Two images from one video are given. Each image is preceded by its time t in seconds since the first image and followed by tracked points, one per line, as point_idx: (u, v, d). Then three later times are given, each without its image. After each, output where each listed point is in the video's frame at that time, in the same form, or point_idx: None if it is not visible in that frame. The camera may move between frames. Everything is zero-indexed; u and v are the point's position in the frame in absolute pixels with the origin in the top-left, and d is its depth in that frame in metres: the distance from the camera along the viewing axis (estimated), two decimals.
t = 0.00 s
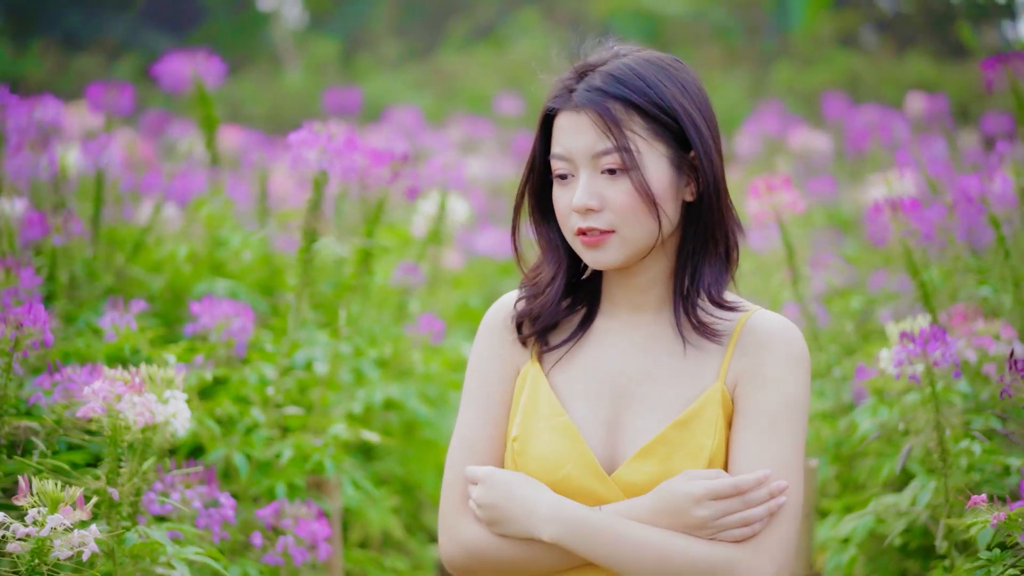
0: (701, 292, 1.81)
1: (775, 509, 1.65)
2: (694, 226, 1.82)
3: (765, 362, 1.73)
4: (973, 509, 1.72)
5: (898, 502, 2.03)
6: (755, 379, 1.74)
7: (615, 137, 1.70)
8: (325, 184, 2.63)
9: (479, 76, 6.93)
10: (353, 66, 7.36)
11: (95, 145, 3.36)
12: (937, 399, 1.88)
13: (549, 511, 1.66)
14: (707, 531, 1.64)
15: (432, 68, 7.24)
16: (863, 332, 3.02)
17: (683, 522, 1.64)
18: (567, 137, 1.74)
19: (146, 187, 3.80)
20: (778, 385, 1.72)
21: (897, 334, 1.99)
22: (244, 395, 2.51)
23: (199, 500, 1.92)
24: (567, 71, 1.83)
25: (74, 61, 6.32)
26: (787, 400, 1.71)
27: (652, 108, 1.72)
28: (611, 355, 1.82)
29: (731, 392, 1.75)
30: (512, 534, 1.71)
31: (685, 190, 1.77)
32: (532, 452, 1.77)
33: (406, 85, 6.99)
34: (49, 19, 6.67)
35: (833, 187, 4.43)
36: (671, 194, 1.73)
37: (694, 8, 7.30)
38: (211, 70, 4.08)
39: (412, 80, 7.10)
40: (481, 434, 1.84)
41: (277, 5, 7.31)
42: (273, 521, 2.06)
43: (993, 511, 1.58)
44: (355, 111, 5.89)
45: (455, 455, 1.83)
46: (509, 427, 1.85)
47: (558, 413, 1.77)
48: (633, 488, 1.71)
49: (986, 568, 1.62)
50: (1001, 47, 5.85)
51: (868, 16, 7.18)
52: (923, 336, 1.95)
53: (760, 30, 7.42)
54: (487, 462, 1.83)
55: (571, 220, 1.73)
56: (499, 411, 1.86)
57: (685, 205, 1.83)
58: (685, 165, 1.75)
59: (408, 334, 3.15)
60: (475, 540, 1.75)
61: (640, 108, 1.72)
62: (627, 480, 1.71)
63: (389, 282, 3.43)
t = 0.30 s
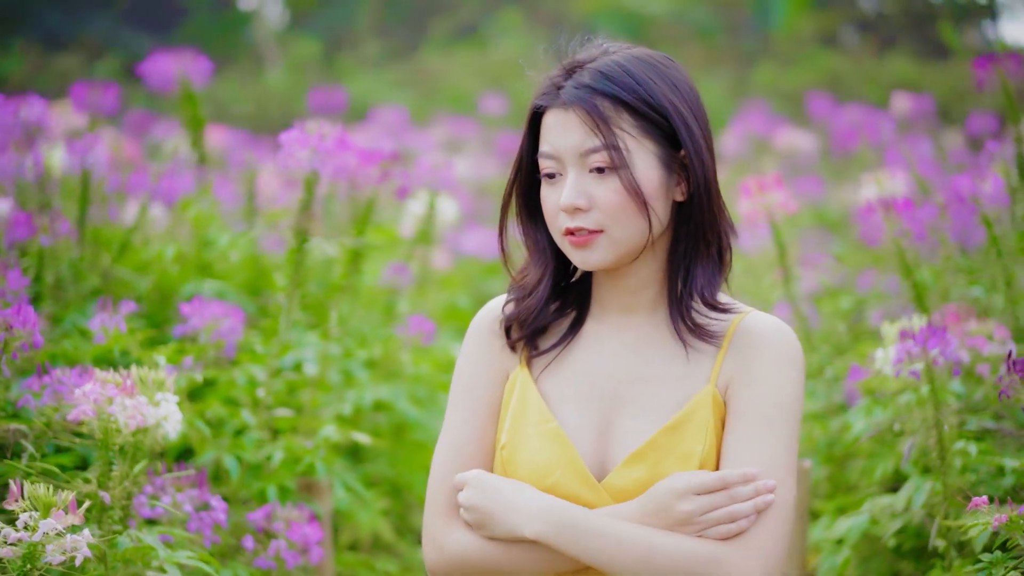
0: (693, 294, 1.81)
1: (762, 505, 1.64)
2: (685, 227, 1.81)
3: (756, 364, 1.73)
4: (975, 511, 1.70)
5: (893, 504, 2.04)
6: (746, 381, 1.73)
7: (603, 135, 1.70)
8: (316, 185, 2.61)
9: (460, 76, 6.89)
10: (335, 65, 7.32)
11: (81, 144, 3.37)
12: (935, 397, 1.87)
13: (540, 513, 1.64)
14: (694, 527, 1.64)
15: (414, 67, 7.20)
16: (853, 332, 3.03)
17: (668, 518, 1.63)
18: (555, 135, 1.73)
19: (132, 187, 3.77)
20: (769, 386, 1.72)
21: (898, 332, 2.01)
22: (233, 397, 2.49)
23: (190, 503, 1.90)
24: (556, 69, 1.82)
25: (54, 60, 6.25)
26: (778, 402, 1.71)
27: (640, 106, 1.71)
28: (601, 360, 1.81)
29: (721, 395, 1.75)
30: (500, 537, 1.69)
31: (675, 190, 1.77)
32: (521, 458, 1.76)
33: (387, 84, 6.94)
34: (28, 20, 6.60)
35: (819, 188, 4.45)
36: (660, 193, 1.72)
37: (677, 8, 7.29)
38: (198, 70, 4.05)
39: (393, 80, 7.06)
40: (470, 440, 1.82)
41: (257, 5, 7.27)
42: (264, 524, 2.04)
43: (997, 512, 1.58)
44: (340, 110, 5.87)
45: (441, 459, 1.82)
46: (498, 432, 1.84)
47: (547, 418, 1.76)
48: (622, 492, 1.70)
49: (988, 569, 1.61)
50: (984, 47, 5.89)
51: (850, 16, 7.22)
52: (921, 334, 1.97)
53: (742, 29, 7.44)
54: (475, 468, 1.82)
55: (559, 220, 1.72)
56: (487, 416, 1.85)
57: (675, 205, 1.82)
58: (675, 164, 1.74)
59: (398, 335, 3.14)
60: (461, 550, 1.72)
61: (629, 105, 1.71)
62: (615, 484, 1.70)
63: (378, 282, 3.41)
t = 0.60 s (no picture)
0: (683, 295, 1.78)
1: (745, 504, 1.60)
2: (675, 226, 1.79)
3: (745, 363, 1.70)
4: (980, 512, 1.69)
5: (892, 504, 2.03)
6: (736, 381, 1.70)
7: (592, 131, 1.68)
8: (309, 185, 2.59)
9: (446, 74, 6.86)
10: (320, 65, 7.28)
11: (70, 144, 3.37)
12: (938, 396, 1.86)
13: (519, 514, 1.62)
14: (672, 526, 1.60)
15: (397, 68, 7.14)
16: (847, 331, 3.03)
17: (646, 517, 1.60)
18: (543, 131, 1.72)
19: (121, 186, 3.73)
20: (758, 386, 1.68)
21: (898, 330, 2.00)
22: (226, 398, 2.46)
23: (185, 505, 1.87)
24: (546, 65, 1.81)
25: (37, 60, 6.20)
26: (767, 402, 1.67)
27: (630, 102, 1.70)
28: (591, 365, 1.79)
29: (712, 396, 1.71)
30: (485, 541, 1.67)
31: (665, 189, 1.74)
32: (509, 464, 1.74)
33: (373, 83, 6.92)
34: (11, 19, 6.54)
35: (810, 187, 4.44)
36: (650, 191, 1.70)
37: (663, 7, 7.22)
38: (187, 68, 4.03)
39: (378, 79, 7.02)
40: (460, 446, 1.81)
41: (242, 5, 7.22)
42: (259, 527, 2.01)
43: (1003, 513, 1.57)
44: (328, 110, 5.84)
45: (433, 463, 1.81)
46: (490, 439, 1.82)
47: (535, 423, 1.74)
48: (609, 495, 1.67)
49: (993, 571, 1.60)
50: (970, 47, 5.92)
51: (835, 16, 7.24)
52: (924, 333, 1.96)
53: (729, 29, 7.44)
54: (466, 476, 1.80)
55: (547, 217, 1.70)
56: (478, 422, 1.84)
57: (666, 205, 1.80)
58: (665, 162, 1.72)
59: (391, 335, 3.12)
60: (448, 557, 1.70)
61: (618, 101, 1.70)
62: (603, 488, 1.67)
63: (369, 282, 3.39)
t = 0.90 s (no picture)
0: (671, 303, 1.75)
1: (716, 505, 1.56)
2: (664, 232, 1.76)
3: (727, 365, 1.66)
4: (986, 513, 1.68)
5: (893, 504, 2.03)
6: (720, 385, 1.66)
7: (582, 133, 1.66)
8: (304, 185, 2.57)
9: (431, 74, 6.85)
10: (306, 63, 7.25)
11: (60, 143, 3.33)
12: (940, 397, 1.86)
13: (490, 516, 1.60)
14: (641, 526, 1.56)
15: (385, 66, 7.14)
16: (841, 332, 3.03)
17: (616, 518, 1.57)
18: (533, 131, 1.70)
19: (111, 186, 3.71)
20: (741, 390, 1.65)
21: (899, 329, 1.99)
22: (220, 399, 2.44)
23: (180, 508, 1.85)
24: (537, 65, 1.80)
25: (21, 59, 6.14)
26: (750, 406, 1.64)
27: (622, 105, 1.68)
28: (578, 374, 1.76)
29: (695, 401, 1.68)
30: (460, 549, 1.65)
31: (655, 193, 1.72)
32: (493, 474, 1.71)
33: (359, 83, 6.89)
34: None
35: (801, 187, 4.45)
36: (639, 195, 1.68)
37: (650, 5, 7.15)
38: (177, 66, 4.00)
39: (363, 78, 7.00)
40: (449, 456, 1.79)
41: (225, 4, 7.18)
42: (256, 530, 1.99)
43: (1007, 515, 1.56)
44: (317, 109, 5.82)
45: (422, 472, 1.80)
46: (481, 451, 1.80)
47: (519, 430, 1.71)
48: (589, 503, 1.64)
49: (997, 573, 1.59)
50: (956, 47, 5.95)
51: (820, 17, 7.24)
52: (926, 334, 1.95)
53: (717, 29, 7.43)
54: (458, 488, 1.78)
55: (534, 219, 1.68)
56: (468, 433, 1.81)
57: (656, 211, 1.77)
58: (656, 166, 1.71)
59: (386, 335, 3.11)
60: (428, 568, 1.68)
61: (610, 102, 1.68)
62: (584, 496, 1.64)
63: (362, 281, 3.37)
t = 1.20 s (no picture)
0: (659, 308, 1.68)
1: (680, 517, 1.48)
2: (655, 235, 1.71)
3: (707, 367, 1.59)
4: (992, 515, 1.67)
5: (895, 505, 2.03)
6: (701, 386, 1.59)
7: (575, 131, 1.62)
8: (302, 184, 2.57)
9: (419, 75, 6.78)
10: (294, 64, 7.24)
11: (52, 143, 3.31)
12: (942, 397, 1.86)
13: (456, 525, 1.55)
14: (604, 537, 1.49)
15: (374, 66, 7.11)
16: (839, 332, 3.02)
17: (579, 527, 1.50)
18: (526, 129, 1.66)
19: (103, 186, 3.67)
20: (720, 392, 1.57)
21: (901, 331, 1.97)
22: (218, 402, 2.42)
23: (180, 511, 1.83)
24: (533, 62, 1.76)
25: (8, 58, 6.08)
26: (729, 410, 1.55)
27: (616, 104, 1.64)
28: (569, 377, 1.72)
29: (677, 402, 1.61)
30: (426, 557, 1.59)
31: (648, 196, 1.68)
32: (476, 475, 1.66)
33: (345, 84, 6.86)
34: None
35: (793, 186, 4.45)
36: (632, 196, 1.64)
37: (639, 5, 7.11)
38: (170, 65, 3.97)
39: (350, 78, 6.97)
40: (442, 458, 1.77)
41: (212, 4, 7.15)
42: (255, 532, 1.97)
43: (1014, 517, 1.55)
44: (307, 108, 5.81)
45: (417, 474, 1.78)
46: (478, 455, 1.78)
47: (504, 432, 1.68)
48: (563, 503, 1.58)
49: None
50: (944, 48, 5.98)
51: (807, 17, 7.25)
52: (927, 336, 1.93)
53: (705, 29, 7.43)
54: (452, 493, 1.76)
55: (525, 219, 1.64)
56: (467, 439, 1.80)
57: (650, 214, 1.72)
58: (649, 168, 1.66)
59: (383, 336, 3.10)
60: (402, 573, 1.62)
61: (604, 101, 1.64)
62: (559, 496, 1.58)
63: (357, 282, 3.35)
